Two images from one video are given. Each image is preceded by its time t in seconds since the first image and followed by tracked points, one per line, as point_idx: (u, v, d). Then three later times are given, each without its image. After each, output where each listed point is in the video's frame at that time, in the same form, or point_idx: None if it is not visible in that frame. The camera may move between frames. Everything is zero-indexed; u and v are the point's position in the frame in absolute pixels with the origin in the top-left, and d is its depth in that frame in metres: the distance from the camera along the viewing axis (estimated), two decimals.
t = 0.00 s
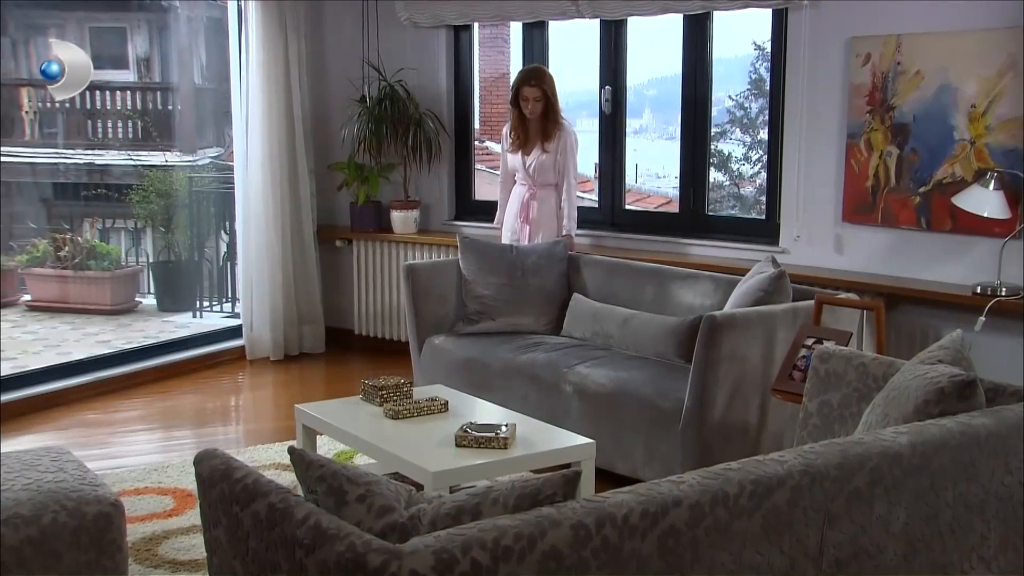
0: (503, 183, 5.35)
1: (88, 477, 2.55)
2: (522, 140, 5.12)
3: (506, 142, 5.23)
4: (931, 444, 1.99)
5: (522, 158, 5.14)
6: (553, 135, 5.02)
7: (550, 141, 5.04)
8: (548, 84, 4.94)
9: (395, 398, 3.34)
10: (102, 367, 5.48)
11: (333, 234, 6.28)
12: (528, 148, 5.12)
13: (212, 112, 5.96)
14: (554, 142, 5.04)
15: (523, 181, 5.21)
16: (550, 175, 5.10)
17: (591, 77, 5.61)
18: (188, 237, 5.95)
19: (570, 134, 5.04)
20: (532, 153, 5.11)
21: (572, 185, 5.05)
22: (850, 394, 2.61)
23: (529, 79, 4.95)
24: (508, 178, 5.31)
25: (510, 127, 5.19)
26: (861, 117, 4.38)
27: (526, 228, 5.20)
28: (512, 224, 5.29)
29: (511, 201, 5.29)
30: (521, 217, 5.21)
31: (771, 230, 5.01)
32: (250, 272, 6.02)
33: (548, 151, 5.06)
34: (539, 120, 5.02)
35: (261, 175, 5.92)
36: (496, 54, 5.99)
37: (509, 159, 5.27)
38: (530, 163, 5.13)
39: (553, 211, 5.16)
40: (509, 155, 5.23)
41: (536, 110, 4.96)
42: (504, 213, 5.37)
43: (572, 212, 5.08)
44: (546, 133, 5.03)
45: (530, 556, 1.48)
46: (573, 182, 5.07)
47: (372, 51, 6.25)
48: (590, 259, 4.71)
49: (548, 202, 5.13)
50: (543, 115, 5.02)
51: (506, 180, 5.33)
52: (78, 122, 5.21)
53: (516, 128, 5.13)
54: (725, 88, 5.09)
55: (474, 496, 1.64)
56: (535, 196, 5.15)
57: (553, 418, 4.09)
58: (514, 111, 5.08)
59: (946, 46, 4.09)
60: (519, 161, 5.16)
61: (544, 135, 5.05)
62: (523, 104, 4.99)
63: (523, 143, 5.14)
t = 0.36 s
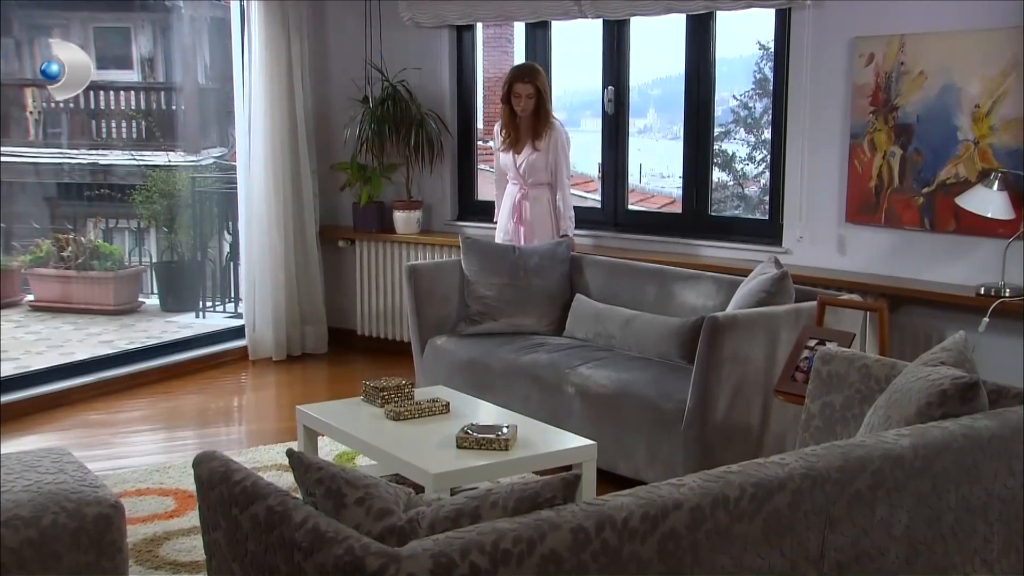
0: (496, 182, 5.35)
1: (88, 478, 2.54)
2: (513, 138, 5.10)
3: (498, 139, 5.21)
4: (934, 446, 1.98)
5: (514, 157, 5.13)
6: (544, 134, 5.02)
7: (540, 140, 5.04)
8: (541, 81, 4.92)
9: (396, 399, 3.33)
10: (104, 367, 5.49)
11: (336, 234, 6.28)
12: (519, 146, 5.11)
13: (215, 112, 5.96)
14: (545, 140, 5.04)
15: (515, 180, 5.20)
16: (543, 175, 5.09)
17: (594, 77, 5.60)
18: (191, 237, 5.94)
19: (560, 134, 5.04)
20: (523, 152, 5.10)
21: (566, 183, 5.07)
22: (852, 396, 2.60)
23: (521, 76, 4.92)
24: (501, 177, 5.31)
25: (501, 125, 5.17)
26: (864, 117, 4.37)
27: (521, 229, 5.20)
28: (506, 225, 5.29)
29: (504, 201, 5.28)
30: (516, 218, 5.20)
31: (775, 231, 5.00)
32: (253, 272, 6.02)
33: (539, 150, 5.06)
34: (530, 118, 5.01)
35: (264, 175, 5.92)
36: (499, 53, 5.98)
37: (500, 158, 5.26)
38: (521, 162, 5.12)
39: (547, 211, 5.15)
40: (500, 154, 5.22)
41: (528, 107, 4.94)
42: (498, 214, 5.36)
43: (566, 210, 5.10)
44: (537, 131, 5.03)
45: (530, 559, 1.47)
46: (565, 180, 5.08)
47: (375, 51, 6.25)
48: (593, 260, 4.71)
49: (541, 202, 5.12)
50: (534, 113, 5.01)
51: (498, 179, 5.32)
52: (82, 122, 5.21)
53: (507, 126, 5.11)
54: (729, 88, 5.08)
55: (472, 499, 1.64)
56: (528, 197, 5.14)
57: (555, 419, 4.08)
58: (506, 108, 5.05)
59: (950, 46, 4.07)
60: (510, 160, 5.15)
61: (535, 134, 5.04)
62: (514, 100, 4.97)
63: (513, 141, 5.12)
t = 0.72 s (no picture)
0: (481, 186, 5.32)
1: (90, 480, 2.55)
2: (498, 141, 5.10)
3: (482, 143, 5.20)
4: (937, 449, 1.97)
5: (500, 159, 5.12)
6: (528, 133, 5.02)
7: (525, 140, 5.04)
8: (522, 80, 4.95)
9: (399, 401, 3.31)
10: (108, 368, 5.50)
11: (341, 235, 6.28)
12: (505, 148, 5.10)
13: (220, 112, 5.96)
14: (530, 140, 5.04)
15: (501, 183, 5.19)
16: (531, 176, 5.10)
17: (599, 77, 5.59)
18: (195, 238, 5.94)
19: (544, 132, 5.07)
20: (509, 153, 5.10)
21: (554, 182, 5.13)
22: (856, 398, 2.59)
23: (502, 75, 4.95)
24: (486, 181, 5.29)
25: (485, 129, 5.16)
26: (869, 118, 4.36)
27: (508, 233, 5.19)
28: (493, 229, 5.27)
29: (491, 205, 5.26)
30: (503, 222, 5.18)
31: (779, 231, 4.99)
32: (257, 273, 6.02)
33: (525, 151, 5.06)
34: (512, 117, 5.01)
35: (268, 176, 5.92)
36: (504, 54, 5.98)
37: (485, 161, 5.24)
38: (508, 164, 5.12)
39: (536, 212, 5.16)
40: (485, 156, 5.20)
41: (510, 106, 4.95)
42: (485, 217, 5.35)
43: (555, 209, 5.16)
44: (521, 131, 5.03)
45: (531, 564, 1.47)
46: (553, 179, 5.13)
47: (379, 51, 6.24)
48: (597, 261, 4.70)
49: (530, 203, 5.13)
50: (517, 113, 5.01)
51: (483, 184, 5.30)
52: (88, 122, 5.20)
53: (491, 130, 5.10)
54: (734, 88, 5.07)
55: (473, 503, 1.63)
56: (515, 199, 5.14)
57: (559, 421, 4.07)
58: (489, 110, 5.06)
59: (955, 47, 4.06)
60: (497, 162, 5.14)
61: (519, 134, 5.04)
62: (497, 101, 4.98)
63: (499, 144, 5.11)
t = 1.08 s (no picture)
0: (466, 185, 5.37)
1: (98, 481, 2.56)
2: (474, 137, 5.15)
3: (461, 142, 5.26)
4: (946, 454, 1.96)
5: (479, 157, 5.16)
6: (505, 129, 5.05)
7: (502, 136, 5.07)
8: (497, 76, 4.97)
9: (407, 403, 3.32)
10: (116, 369, 5.51)
11: (349, 236, 6.28)
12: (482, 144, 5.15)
13: (228, 113, 5.97)
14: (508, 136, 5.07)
15: (482, 181, 5.23)
16: (508, 173, 5.12)
17: (608, 77, 5.59)
18: (204, 238, 5.95)
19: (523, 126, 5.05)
20: (488, 150, 5.14)
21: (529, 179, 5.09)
22: (864, 401, 2.58)
23: (475, 72, 4.98)
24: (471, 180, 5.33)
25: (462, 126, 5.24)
26: (878, 119, 4.34)
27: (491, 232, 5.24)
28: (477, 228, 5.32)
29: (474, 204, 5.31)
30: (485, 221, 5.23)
31: (788, 233, 4.98)
32: (265, 273, 6.02)
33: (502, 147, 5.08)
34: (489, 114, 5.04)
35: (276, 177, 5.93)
36: (513, 54, 5.97)
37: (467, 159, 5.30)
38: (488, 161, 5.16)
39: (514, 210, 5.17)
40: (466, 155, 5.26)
41: (485, 103, 4.98)
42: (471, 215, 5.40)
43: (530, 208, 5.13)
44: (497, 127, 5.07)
45: (537, 569, 1.46)
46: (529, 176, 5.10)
47: (387, 52, 6.24)
48: (604, 263, 4.70)
49: (508, 201, 5.13)
50: (493, 109, 5.05)
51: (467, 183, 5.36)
52: (97, 123, 5.22)
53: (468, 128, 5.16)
54: (743, 88, 5.06)
55: (479, 508, 1.63)
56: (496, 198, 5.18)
57: (566, 423, 4.06)
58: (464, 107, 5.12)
59: (964, 48, 4.04)
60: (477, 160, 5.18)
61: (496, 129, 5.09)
62: (473, 98, 5.02)
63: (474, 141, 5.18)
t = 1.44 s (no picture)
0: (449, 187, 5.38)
1: (102, 481, 2.55)
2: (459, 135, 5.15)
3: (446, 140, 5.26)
4: (951, 457, 1.96)
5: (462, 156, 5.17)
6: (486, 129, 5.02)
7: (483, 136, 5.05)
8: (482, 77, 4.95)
9: (411, 403, 3.32)
10: (122, 368, 5.52)
11: (354, 235, 6.29)
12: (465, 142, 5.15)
13: (233, 111, 5.97)
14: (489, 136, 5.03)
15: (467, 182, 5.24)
16: (487, 174, 5.10)
17: (614, 75, 5.58)
18: (209, 237, 5.96)
19: (503, 128, 4.99)
20: (470, 149, 5.14)
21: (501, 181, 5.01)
22: (869, 402, 2.58)
23: (461, 71, 4.96)
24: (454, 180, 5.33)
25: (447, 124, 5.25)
26: (883, 119, 4.33)
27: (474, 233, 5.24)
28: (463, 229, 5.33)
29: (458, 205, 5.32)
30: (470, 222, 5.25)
31: (793, 232, 4.97)
32: (270, 272, 6.03)
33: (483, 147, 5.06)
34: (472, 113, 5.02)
35: (281, 176, 5.93)
36: (518, 52, 5.98)
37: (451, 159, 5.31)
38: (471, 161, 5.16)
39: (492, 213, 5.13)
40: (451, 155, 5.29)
41: (469, 102, 4.95)
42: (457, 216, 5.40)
43: (502, 210, 5.05)
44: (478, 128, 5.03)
45: (540, 571, 1.46)
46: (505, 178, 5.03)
47: (392, 51, 6.24)
48: (609, 262, 4.70)
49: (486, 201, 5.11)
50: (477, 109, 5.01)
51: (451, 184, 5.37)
52: (103, 121, 5.25)
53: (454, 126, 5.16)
54: (748, 86, 5.05)
55: (482, 510, 1.63)
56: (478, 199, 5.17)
57: (570, 422, 4.06)
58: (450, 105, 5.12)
59: (970, 47, 4.03)
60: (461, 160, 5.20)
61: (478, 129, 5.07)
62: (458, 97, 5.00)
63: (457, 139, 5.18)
